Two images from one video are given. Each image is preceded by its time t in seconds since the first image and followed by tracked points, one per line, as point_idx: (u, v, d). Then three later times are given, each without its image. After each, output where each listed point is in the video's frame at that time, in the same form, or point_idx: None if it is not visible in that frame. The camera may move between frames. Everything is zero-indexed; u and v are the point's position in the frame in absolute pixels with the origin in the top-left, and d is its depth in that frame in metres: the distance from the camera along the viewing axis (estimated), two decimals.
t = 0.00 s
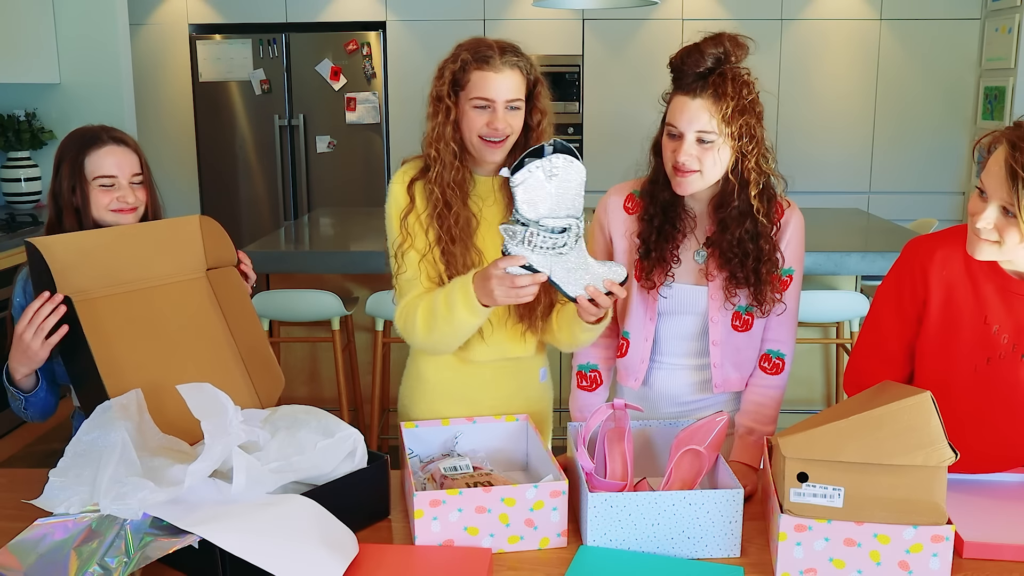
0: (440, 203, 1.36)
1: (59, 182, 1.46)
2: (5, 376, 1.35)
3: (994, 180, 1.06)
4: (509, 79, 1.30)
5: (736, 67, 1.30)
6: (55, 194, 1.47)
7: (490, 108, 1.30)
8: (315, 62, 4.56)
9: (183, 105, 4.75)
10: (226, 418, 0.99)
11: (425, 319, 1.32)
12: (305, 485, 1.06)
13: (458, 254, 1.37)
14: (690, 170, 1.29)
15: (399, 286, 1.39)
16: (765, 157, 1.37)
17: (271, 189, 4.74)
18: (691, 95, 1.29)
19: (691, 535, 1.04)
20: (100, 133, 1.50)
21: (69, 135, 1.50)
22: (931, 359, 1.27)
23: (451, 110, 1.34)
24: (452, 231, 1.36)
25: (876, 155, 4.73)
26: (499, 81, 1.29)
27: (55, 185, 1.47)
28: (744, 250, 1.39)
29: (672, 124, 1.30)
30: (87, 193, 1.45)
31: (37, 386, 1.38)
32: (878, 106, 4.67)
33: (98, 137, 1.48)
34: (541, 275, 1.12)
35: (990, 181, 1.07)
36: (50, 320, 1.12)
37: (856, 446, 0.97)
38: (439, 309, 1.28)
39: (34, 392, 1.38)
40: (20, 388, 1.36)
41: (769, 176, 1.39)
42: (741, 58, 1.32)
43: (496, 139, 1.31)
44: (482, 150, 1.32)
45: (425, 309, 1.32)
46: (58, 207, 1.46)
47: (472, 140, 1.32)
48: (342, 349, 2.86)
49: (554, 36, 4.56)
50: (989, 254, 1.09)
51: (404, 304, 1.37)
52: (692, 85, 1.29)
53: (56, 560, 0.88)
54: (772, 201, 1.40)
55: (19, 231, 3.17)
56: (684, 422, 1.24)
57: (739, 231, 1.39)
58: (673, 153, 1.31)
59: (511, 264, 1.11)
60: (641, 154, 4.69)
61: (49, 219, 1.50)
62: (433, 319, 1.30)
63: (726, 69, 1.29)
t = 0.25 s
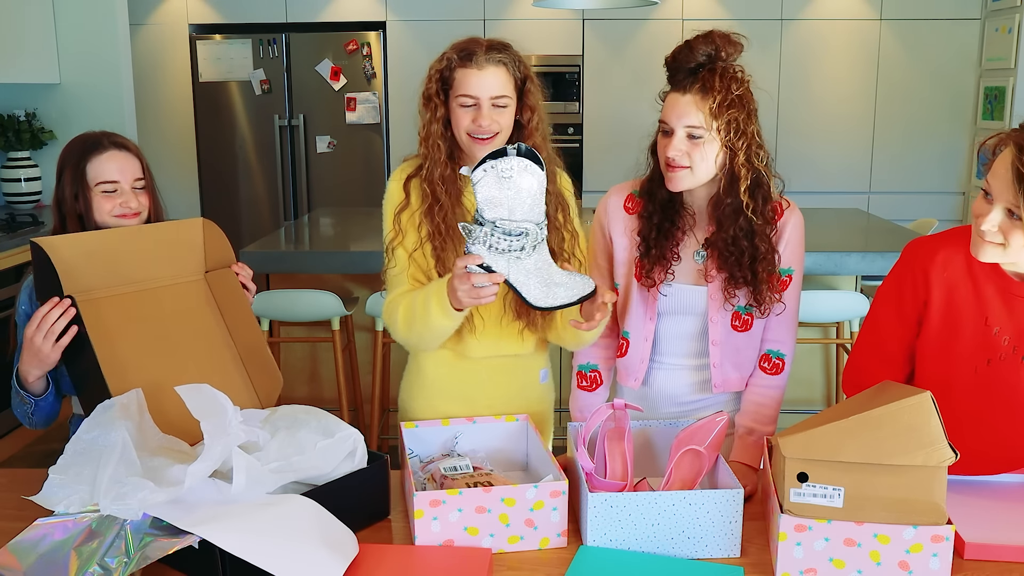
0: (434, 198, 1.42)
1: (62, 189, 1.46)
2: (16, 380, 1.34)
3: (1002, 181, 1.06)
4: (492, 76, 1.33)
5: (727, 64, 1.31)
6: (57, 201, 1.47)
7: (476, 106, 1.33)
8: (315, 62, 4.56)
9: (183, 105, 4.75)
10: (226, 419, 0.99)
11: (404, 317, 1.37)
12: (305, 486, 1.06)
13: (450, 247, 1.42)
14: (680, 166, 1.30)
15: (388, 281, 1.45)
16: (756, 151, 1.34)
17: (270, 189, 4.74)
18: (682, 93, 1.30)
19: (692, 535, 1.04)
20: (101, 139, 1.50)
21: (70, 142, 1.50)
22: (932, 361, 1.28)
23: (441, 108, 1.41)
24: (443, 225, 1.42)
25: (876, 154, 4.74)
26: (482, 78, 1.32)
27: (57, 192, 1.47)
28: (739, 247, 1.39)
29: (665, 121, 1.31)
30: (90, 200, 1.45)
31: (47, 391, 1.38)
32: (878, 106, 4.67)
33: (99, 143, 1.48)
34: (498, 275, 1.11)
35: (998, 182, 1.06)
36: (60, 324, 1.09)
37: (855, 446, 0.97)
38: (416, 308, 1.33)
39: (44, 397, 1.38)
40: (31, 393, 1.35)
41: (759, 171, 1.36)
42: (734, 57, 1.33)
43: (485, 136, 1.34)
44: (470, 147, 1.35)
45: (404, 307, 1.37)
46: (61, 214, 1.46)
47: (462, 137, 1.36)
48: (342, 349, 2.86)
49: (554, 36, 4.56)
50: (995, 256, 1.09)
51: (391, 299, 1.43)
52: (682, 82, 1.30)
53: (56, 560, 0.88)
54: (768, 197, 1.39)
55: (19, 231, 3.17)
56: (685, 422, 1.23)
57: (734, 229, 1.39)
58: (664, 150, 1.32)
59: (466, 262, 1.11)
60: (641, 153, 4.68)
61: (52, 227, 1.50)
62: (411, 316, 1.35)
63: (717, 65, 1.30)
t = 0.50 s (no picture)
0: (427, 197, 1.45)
1: (67, 182, 1.47)
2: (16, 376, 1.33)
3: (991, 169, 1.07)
4: (482, 79, 1.33)
5: (716, 67, 1.31)
6: (63, 195, 1.48)
7: (467, 109, 1.33)
8: (315, 62, 4.56)
9: (183, 105, 4.75)
10: (225, 419, 0.99)
11: (392, 314, 1.41)
12: (305, 486, 1.06)
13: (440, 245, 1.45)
14: (673, 170, 1.30)
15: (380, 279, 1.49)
16: (749, 153, 1.33)
17: (271, 189, 4.74)
18: (673, 98, 1.30)
19: (691, 535, 1.04)
20: (110, 134, 1.50)
21: (79, 135, 1.51)
22: (928, 352, 1.28)
23: (434, 109, 1.42)
24: (433, 225, 1.44)
25: (876, 154, 4.74)
26: (471, 81, 1.33)
27: (64, 185, 1.48)
28: (736, 248, 1.39)
29: (658, 126, 1.32)
30: (94, 195, 1.45)
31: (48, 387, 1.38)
32: (879, 106, 4.67)
33: (107, 138, 1.48)
34: (479, 278, 1.17)
35: (986, 170, 1.08)
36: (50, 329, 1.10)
37: (855, 445, 0.97)
38: (404, 305, 1.38)
39: (44, 393, 1.37)
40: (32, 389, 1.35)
41: (753, 171, 1.35)
42: (725, 58, 1.33)
43: (476, 139, 1.34)
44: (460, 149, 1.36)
45: (393, 304, 1.41)
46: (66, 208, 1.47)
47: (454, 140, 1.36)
48: (342, 349, 2.86)
49: (554, 35, 4.56)
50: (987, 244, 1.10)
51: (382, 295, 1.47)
52: (672, 87, 1.31)
53: (57, 560, 0.88)
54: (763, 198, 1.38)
55: (20, 231, 3.17)
56: (684, 422, 1.24)
57: (730, 229, 1.39)
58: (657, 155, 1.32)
59: (449, 265, 1.17)
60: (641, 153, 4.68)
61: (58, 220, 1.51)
62: (399, 313, 1.39)
63: (705, 69, 1.30)
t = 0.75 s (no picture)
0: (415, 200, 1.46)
1: (75, 186, 1.47)
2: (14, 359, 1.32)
3: (980, 153, 1.09)
4: (466, 84, 1.33)
5: (708, 71, 1.30)
6: (71, 199, 1.47)
7: (451, 115, 1.34)
8: (315, 62, 4.56)
9: (184, 105, 4.75)
10: (225, 418, 0.99)
11: (383, 315, 1.43)
12: (305, 486, 1.06)
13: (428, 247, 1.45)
14: (671, 180, 1.30)
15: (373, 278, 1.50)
16: (744, 156, 1.33)
17: (270, 189, 4.74)
18: (665, 105, 1.29)
19: (691, 535, 1.04)
20: (118, 139, 1.50)
21: (86, 140, 1.50)
22: (922, 341, 1.29)
23: (418, 113, 1.43)
24: (422, 228, 1.45)
25: (876, 155, 4.74)
26: (455, 87, 1.33)
27: (72, 190, 1.48)
28: (733, 250, 1.39)
29: (654, 136, 1.31)
30: (102, 200, 1.45)
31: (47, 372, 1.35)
32: (878, 106, 4.67)
33: (115, 143, 1.48)
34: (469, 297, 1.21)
35: (975, 155, 1.10)
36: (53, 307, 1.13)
37: (856, 446, 0.97)
38: (394, 307, 1.40)
39: (41, 379, 1.35)
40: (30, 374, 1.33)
41: (749, 177, 1.35)
42: (717, 61, 1.33)
43: (462, 145, 1.35)
44: (447, 150, 1.37)
45: (383, 305, 1.43)
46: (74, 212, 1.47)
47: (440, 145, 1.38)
48: (342, 349, 2.86)
49: (554, 35, 4.56)
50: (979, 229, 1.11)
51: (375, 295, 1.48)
52: (664, 96, 1.30)
53: (56, 559, 0.88)
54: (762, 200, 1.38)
55: (20, 231, 3.17)
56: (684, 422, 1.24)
57: (728, 232, 1.39)
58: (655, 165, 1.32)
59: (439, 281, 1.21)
60: (641, 152, 4.68)
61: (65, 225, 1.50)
62: (390, 314, 1.41)
63: (697, 75, 1.30)
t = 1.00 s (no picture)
0: (417, 204, 1.46)
1: (82, 183, 1.45)
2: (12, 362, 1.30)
3: (977, 156, 1.08)
4: (469, 94, 1.32)
5: (705, 75, 1.30)
6: (77, 195, 1.46)
7: (455, 124, 1.34)
8: (315, 63, 4.56)
9: (184, 105, 4.75)
10: (227, 419, 1.00)
11: (384, 318, 1.45)
12: (305, 486, 1.05)
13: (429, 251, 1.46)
14: (667, 184, 1.30)
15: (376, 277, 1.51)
16: (742, 161, 1.32)
17: (270, 189, 4.74)
18: (662, 110, 1.29)
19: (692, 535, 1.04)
20: (125, 136, 1.49)
21: (92, 137, 1.49)
22: (918, 338, 1.29)
23: (421, 118, 1.41)
24: (424, 234, 1.46)
25: (876, 155, 4.74)
26: (458, 97, 1.32)
27: (78, 186, 1.47)
28: (731, 254, 1.39)
29: (650, 140, 1.31)
30: (109, 196, 1.44)
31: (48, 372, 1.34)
32: (879, 106, 4.67)
33: (123, 140, 1.47)
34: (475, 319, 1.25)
35: (971, 156, 1.09)
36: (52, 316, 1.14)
37: (856, 446, 0.97)
38: (394, 314, 1.42)
39: (41, 381, 1.33)
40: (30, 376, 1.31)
41: (746, 180, 1.35)
42: (713, 64, 1.32)
43: (465, 152, 1.35)
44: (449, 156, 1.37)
45: (384, 309, 1.45)
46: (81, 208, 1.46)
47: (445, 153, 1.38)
48: (342, 349, 2.86)
49: (554, 35, 4.56)
50: (978, 228, 1.11)
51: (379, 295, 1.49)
52: (660, 100, 1.30)
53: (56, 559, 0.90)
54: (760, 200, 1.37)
55: (19, 232, 3.17)
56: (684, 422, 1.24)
57: (725, 236, 1.39)
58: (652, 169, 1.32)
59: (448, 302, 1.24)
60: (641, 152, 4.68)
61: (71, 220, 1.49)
62: (391, 319, 1.43)
63: (693, 79, 1.29)
